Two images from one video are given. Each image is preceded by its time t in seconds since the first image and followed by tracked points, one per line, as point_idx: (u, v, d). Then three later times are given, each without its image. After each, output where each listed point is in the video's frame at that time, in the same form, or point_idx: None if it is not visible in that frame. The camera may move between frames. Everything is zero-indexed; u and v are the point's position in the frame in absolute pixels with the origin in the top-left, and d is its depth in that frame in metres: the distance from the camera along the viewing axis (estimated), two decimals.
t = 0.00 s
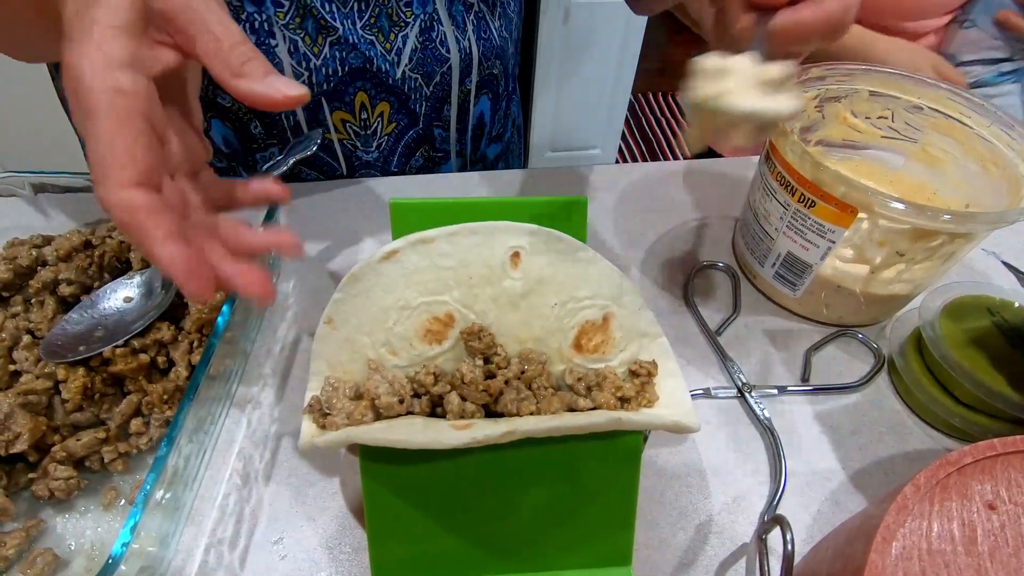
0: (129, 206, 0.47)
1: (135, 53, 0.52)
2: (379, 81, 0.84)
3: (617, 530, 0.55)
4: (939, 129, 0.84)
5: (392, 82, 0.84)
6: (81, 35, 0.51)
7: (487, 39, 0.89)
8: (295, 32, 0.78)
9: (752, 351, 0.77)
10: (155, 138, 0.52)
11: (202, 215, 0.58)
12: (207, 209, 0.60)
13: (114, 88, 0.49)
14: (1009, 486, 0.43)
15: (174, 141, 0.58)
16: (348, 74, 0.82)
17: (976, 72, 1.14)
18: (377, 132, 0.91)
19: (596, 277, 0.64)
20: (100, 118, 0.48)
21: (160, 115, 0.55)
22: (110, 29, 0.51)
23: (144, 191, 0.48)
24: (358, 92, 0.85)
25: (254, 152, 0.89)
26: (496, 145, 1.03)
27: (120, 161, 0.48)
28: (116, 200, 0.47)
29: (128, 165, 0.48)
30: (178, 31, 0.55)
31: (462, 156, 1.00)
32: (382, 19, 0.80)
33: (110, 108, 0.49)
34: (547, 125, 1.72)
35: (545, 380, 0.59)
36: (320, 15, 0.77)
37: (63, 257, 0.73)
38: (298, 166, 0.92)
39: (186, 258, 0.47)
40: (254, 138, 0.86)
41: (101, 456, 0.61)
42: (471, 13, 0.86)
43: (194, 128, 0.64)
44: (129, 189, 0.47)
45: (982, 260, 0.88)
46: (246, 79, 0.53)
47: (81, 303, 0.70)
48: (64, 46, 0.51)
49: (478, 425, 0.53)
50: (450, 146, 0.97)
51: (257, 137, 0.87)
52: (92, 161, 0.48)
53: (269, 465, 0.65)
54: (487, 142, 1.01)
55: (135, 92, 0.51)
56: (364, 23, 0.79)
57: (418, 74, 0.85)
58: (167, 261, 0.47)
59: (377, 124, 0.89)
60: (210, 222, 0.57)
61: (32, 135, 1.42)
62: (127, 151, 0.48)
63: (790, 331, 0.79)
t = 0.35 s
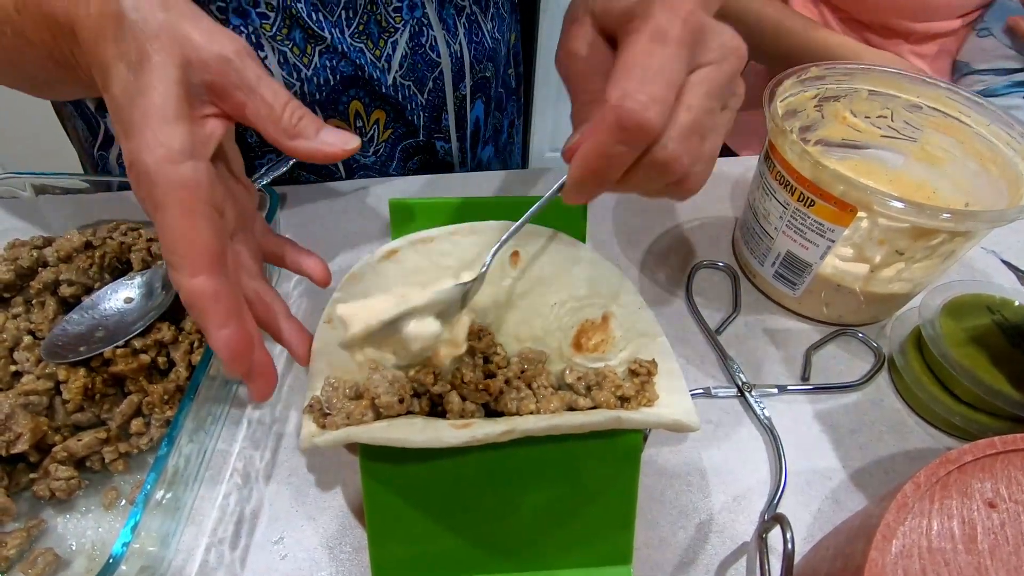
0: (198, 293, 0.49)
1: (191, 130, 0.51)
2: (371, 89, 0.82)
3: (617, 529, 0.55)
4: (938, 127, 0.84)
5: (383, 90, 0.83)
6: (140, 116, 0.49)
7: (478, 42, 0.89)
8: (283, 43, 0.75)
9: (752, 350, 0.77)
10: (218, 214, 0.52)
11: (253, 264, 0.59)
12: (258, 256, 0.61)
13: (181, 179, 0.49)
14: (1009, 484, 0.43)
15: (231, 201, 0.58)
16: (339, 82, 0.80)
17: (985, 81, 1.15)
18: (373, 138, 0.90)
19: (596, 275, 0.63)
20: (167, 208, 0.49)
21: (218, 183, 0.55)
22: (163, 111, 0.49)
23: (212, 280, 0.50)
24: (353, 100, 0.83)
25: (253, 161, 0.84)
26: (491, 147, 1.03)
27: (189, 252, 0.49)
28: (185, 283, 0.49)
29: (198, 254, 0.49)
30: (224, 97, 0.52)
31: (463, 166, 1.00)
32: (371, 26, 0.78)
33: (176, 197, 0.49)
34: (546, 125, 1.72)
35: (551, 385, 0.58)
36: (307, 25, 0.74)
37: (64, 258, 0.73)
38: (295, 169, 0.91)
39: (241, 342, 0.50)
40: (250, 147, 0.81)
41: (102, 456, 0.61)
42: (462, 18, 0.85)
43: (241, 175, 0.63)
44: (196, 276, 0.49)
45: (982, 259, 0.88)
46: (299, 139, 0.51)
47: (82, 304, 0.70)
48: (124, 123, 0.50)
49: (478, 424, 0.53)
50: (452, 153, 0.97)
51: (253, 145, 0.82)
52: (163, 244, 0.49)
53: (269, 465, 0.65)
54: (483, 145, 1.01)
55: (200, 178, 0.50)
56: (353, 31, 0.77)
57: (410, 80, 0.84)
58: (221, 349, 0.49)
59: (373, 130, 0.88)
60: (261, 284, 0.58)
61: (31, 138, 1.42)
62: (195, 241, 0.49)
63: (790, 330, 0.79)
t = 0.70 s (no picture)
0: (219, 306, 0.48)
1: (204, 142, 0.49)
2: (373, 92, 0.82)
3: (621, 535, 0.54)
4: (941, 130, 0.83)
5: (384, 93, 0.83)
6: (153, 129, 0.48)
7: (476, 43, 0.89)
8: (284, 48, 0.75)
9: (755, 354, 0.77)
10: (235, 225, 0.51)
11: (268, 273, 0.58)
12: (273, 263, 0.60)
13: (197, 192, 0.48)
14: (1016, 490, 0.43)
15: (246, 210, 0.57)
16: (340, 86, 0.80)
17: (999, 90, 1.14)
18: (374, 142, 0.90)
19: (597, 281, 0.64)
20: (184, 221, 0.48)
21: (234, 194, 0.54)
22: (177, 123, 0.48)
23: (231, 294, 0.48)
24: (353, 103, 0.82)
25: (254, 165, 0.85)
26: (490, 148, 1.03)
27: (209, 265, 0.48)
28: (205, 295, 0.48)
29: (216, 267, 0.48)
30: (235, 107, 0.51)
31: (462, 167, 1.00)
32: (372, 28, 0.78)
33: (193, 210, 0.48)
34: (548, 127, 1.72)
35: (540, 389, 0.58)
36: (308, 29, 0.74)
37: (67, 262, 0.73)
38: (297, 174, 0.92)
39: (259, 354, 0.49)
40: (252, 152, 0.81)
41: (106, 461, 0.61)
42: (461, 18, 0.85)
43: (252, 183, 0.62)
44: (214, 288, 0.48)
45: (986, 262, 0.88)
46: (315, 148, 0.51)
47: (86, 309, 0.71)
48: (139, 136, 0.49)
49: (482, 431, 0.52)
50: (453, 157, 0.97)
51: (254, 150, 0.82)
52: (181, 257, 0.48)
53: (272, 470, 0.65)
54: (482, 146, 1.01)
55: (215, 189, 0.49)
56: (354, 34, 0.77)
57: (411, 82, 0.84)
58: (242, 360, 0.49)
59: (373, 134, 0.88)
60: (274, 293, 0.55)
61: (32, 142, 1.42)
62: (213, 255, 0.47)
63: (793, 333, 0.79)
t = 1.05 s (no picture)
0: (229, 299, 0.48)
1: (214, 139, 0.50)
2: (377, 94, 0.82)
3: (628, 538, 0.54)
4: (951, 130, 0.83)
5: (389, 95, 0.83)
6: (164, 125, 0.48)
7: (481, 47, 0.89)
8: (289, 49, 0.75)
9: (761, 355, 0.76)
10: (243, 220, 0.51)
11: (275, 270, 0.59)
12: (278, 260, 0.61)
13: (207, 187, 0.48)
14: None
15: (252, 207, 0.57)
16: (343, 88, 0.80)
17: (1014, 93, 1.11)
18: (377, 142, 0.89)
19: (606, 284, 0.63)
20: (195, 216, 0.48)
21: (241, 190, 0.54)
22: (188, 119, 0.48)
23: (242, 288, 0.49)
24: (357, 105, 0.82)
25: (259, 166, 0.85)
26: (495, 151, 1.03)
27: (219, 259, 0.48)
28: (214, 290, 0.49)
29: (225, 261, 0.48)
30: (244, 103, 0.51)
31: (464, 168, 1.00)
32: (377, 32, 0.78)
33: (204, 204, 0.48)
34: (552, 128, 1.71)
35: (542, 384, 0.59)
36: (313, 31, 0.74)
37: (74, 263, 0.73)
38: (303, 174, 0.92)
39: (268, 348, 0.50)
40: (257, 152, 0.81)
41: (112, 462, 0.61)
42: (465, 21, 0.85)
43: (258, 181, 0.63)
44: (224, 282, 0.48)
45: (995, 263, 0.87)
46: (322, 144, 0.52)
47: (92, 309, 0.71)
48: (149, 133, 0.49)
49: (489, 432, 0.52)
50: (456, 160, 0.97)
51: (259, 150, 0.82)
52: (191, 251, 0.48)
53: (278, 472, 0.65)
54: (486, 148, 1.00)
55: (225, 187, 0.49)
56: (359, 37, 0.77)
57: (415, 85, 0.84)
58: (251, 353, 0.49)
59: (376, 134, 0.87)
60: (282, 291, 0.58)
61: (37, 141, 1.42)
62: (223, 249, 0.48)
63: (800, 335, 0.79)
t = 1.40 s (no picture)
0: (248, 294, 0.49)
1: (233, 135, 0.50)
2: (387, 95, 0.82)
3: (631, 539, 0.54)
4: (954, 131, 0.83)
5: (399, 96, 0.83)
6: (184, 122, 0.49)
7: (489, 47, 0.89)
8: (301, 49, 0.75)
9: (764, 356, 0.76)
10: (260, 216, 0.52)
11: (289, 264, 0.60)
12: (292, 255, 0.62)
13: (225, 182, 0.49)
14: None
15: (269, 202, 0.58)
16: (354, 89, 0.80)
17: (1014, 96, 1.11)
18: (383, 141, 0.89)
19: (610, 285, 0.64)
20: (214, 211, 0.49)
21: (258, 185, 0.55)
22: (208, 116, 0.49)
23: (259, 284, 0.50)
24: (364, 105, 0.82)
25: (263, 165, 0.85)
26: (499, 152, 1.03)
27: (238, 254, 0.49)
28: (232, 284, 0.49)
29: (243, 256, 0.49)
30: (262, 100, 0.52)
31: (470, 169, 1.00)
32: (388, 32, 0.78)
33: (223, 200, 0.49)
34: (554, 128, 1.71)
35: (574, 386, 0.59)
36: (325, 32, 0.74)
37: (78, 262, 0.73)
38: (306, 174, 0.92)
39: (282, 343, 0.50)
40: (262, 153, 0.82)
41: (116, 461, 0.61)
42: (474, 22, 0.85)
43: (273, 175, 0.63)
44: (242, 277, 0.49)
45: (999, 264, 0.87)
46: (339, 139, 0.53)
47: (96, 308, 0.71)
48: (169, 130, 0.50)
49: (492, 433, 0.53)
50: (460, 158, 0.97)
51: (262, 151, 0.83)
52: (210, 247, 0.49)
53: (281, 471, 0.65)
54: (491, 149, 1.00)
55: (243, 181, 0.50)
56: (370, 37, 0.77)
57: (424, 85, 0.84)
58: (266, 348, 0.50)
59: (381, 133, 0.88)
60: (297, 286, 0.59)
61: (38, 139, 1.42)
62: (242, 244, 0.49)
63: (804, 336, 0.79)
